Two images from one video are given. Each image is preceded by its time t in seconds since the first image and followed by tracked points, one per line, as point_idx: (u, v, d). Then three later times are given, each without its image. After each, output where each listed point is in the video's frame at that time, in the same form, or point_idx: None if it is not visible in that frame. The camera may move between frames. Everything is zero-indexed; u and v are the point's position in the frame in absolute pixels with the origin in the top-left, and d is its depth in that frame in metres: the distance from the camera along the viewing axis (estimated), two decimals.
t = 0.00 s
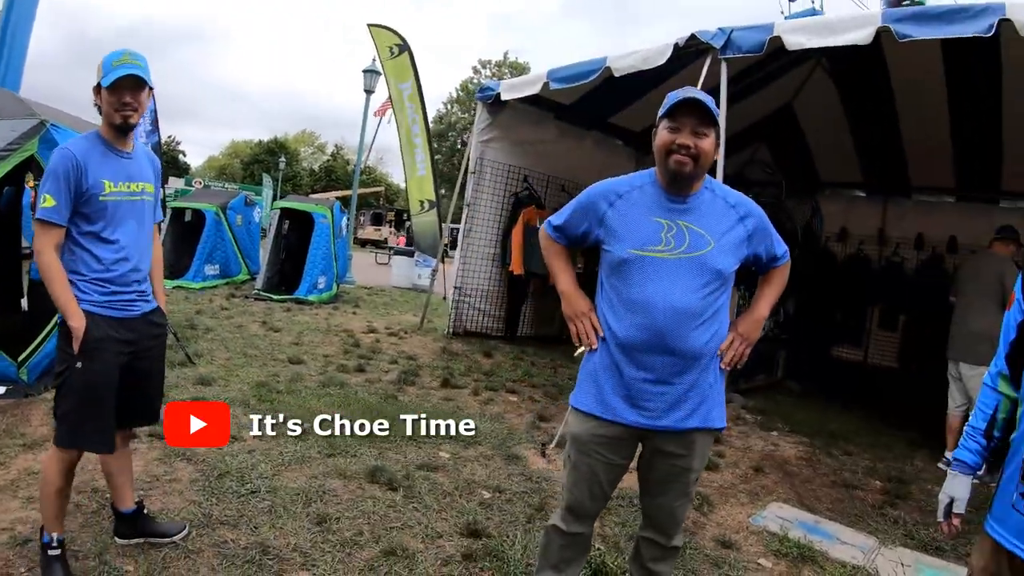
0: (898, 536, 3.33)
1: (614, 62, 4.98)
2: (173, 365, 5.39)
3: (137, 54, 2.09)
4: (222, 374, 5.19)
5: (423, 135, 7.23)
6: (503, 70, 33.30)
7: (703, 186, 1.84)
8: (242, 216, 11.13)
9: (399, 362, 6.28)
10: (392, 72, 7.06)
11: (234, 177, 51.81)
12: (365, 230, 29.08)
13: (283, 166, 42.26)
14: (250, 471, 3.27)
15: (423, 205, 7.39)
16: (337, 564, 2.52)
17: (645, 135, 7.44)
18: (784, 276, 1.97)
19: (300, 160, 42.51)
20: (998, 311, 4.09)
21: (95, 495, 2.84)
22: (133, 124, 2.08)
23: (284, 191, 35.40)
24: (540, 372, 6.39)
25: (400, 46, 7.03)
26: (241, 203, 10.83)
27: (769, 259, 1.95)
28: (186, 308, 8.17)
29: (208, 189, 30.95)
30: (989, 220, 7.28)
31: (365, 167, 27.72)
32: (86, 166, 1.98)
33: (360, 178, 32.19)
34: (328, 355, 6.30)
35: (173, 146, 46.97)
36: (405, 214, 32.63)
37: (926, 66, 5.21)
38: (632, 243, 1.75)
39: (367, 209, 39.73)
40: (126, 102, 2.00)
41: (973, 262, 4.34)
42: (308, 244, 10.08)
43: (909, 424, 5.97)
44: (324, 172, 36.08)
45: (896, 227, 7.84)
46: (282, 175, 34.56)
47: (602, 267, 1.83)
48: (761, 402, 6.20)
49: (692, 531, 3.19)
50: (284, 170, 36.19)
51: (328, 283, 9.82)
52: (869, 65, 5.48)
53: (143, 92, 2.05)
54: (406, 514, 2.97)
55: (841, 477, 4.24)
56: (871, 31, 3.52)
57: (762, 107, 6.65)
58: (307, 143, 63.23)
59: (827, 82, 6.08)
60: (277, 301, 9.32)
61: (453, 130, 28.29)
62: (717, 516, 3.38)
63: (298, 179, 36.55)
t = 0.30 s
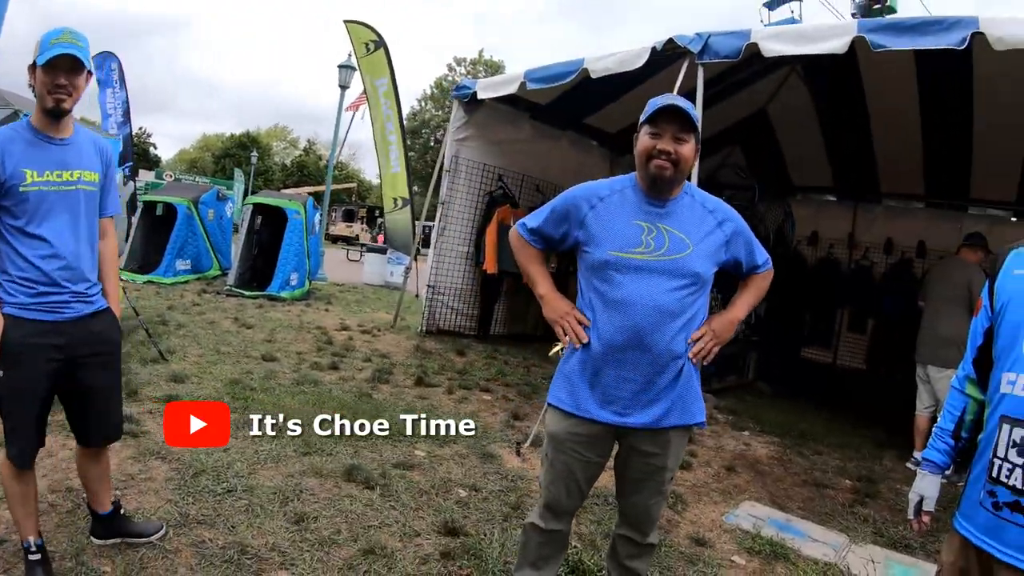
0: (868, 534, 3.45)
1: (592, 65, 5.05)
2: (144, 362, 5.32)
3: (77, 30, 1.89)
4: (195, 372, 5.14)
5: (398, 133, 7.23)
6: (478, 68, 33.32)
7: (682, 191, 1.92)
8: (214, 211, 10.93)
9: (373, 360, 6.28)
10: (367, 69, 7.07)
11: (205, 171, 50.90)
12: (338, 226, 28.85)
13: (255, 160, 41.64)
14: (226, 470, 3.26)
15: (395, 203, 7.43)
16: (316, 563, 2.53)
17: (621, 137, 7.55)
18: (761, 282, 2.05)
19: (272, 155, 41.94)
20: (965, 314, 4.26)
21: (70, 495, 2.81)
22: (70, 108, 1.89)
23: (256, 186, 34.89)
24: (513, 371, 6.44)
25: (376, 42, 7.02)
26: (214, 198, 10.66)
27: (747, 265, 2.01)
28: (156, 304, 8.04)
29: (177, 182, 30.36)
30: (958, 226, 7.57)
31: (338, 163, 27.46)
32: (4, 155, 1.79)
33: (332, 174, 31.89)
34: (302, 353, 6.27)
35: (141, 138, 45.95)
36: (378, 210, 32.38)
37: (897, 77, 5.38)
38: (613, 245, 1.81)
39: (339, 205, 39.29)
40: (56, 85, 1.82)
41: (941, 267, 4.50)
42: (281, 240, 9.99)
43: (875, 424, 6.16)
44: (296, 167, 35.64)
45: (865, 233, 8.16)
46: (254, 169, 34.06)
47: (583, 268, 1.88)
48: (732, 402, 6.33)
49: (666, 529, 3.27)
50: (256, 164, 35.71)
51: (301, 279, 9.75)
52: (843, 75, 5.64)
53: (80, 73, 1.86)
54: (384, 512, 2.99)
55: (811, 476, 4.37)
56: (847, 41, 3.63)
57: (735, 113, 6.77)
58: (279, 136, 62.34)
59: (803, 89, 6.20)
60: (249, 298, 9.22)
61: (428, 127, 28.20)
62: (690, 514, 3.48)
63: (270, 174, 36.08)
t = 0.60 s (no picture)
0: (839, 529, 3.56)
1: (566, 66, 5.13)
2: (114, 363, 5.24)
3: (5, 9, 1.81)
4: (168, 372, 5.09)
5: (371, 131, 7.23)
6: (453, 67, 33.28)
7: (648, 192, 1.98)
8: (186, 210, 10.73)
9: (346, 360, 6.27)
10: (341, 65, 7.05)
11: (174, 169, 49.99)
12: (310, 225, 28.58)
13: (225, 158, 41.01)
14: (199, 472, 3.25)
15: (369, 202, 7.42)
16: (291, 564, 2.55)
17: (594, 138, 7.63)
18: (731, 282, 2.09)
19: (243, 153, 41.33)
20: (931, 313, 4.42)
21: (42, 498, 2.75)
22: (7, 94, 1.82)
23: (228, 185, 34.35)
24: (486, 370, 6.49)
25: (351, 39, 7.01)
26: (185, 197, 10.47)
27: (718, 265, 2.04)
28: (125, 304, 7.90)
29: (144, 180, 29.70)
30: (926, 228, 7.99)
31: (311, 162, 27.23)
32: None
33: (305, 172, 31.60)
34: (274, 353, 6.24)
35: (109, 135, 45.02)
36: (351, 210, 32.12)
37: (868, 83, 5.57)
38: (580, 246, 1.88)
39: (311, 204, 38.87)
40: None
41: (912, 268, 4.65)
42: (253, 239, 9.88)
43: (844, 421, 6.34)
44: (268, 165, 35.18)
45: (835, 233, 8.54)
46: (226, 168, 33.56)
47: (552, 268, 1.95)
48: (703, 400, 6.46)
49: (641, 526, 3.35)
50: (227, 163, 35.21)
51: (274, 279, 9.65)
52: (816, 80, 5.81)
53: (16, 56, 1.79)
54: (359, 513, 3.01)
55: (783, 473, 4.49)
56: (819, 45, 3.78)
57: (707, 116, 6.91)
58: (250, 135, 61.42)
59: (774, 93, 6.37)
60: (220, 298, 9.11)
61: (401, 126, 28.07)
62: (663, 512, 3.56)
63: (242, 173, 35.58)
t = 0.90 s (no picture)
0: (805, 525, 3.71)
1: (534, 67, 5.26)
2: (78, 365, 5.16)
3: None
4: (133, 373, 5.06)
5: (340, 130, 7.26)
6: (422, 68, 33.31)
7: (605, 192, 2.09)
8: (151, 209, 10.58)
9: (312, 361, 6.27)
10: (311, 63, 7.03)
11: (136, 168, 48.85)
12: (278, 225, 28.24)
13: (190, 157, 40.26)
14: (166, 475, 3.25)
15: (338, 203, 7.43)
16: (258, 566, 2.58)
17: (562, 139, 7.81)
18: (689, 280, 2.20)
19: (208, 151, 40.60)
20: (894, 311, 4.63)
21: (7, 503, 2.71)
22: None
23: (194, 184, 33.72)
24: (453, 371, 6.56)
25: (321, 37, 6.98)
26: (151, 196, 10.27)
27: (675, 264, 2.16)
28: (87, 305, 7.75)
29: (103, 176, 28.98)
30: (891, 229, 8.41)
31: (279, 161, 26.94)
32: None
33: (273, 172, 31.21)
34: (240, 354, 6.22)
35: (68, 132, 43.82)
36: (319, 210, 31.80)
37: (834, 88, 5.81)
38: (538, 247, 1.99)
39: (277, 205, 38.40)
40: None
41: (876, 268, 4.85)
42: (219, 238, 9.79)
43: (808, 420, 6.57)
44: (234, 164, 34.64)
45: (801, 234, 8.93)
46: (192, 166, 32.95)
47: (512, 269, 2.06)
48: (670, 400, 6.63)
49: (608, 524, 3.45)
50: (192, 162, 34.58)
51: (241, 279, 9.57)
52: (784, 86, 6.03)
53: None
54: (326, 514, 3.05)
55: (749, 470, 4.66)
56: (785, 49, 3.96)
57: (675, 118, 7.11)
58: (215, 133, 60.35)
59: (740, 96, 6.60)
60: (185, 298, 9.01)
61: (369, 126, 27.93)
62: (630, 510, 3.68)
63: (208, 172, 34.97)
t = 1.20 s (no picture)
0: (770, 519, 3.87)
1: (500, 65, 5.38)
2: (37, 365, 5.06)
3: None
4: (95, 374, 5.00)
5: (306, 127, 7.26)
6: (389, 65, 33.18)
7: (563, 190, 2.23)
8: (114, 207, 10.39)
9: (277, 360, 6.28)
10: (277, 57, 7.04)
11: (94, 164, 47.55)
12: (242, 224, 27.80)
13: (152, 153, 39.36)
14: (128, 476, 3.27)
15: (304, 200, 7.45)
16: (224, 566, 2.61)
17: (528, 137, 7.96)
18: (644, 277, 2.36)
19: (174, 146, 39.81)
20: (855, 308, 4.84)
21: None
22: None
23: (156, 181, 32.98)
24: (418, 369, 6.62)
25: (288, 33, 7.01)
26: (114, 192, 10.09)
27: (629, 262, 2.32)
28: (45, 304, 7.58)
29: (60, 169, 28.11)
30: (855, 227, 8.67)
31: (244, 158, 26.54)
32: None
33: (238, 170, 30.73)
34: (204, 354, 6.17)
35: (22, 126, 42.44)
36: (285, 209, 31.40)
37: (799, 90, 6.06)
38: (496, 244, 2.11)
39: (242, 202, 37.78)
40: None
41: (840, 266, 5.05)
42: (183, 236, 9.67)
43: (771, 415, 6.80)
44: (199, 161, 33.99)
45: (766, 233, 9.21)
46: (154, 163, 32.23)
47: (470, 264, 2.17)
48: (636, 397, 6.79)
49: (574, 521, 3.57)
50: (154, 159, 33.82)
51: (205, 277, 9.46)
52: (749, 87, 6.26)
53: None
54: (291, 514, 3.10)
55: (714, 466, 4.83)
56: (750, 49, 4.16)
57: (642, 116, 7.30)
58: (179, 128, 58.98)
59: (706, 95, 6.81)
60: (148, 297, 8.87)
61: (335, 123, 27.70)
62: (595, 506, 3.81)
63: (171, 169, 34.26)
